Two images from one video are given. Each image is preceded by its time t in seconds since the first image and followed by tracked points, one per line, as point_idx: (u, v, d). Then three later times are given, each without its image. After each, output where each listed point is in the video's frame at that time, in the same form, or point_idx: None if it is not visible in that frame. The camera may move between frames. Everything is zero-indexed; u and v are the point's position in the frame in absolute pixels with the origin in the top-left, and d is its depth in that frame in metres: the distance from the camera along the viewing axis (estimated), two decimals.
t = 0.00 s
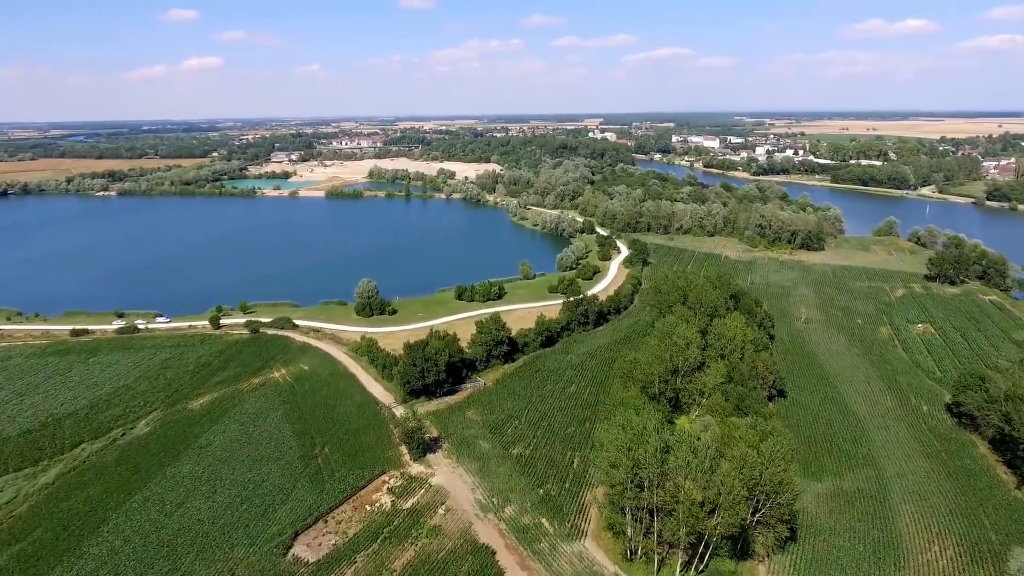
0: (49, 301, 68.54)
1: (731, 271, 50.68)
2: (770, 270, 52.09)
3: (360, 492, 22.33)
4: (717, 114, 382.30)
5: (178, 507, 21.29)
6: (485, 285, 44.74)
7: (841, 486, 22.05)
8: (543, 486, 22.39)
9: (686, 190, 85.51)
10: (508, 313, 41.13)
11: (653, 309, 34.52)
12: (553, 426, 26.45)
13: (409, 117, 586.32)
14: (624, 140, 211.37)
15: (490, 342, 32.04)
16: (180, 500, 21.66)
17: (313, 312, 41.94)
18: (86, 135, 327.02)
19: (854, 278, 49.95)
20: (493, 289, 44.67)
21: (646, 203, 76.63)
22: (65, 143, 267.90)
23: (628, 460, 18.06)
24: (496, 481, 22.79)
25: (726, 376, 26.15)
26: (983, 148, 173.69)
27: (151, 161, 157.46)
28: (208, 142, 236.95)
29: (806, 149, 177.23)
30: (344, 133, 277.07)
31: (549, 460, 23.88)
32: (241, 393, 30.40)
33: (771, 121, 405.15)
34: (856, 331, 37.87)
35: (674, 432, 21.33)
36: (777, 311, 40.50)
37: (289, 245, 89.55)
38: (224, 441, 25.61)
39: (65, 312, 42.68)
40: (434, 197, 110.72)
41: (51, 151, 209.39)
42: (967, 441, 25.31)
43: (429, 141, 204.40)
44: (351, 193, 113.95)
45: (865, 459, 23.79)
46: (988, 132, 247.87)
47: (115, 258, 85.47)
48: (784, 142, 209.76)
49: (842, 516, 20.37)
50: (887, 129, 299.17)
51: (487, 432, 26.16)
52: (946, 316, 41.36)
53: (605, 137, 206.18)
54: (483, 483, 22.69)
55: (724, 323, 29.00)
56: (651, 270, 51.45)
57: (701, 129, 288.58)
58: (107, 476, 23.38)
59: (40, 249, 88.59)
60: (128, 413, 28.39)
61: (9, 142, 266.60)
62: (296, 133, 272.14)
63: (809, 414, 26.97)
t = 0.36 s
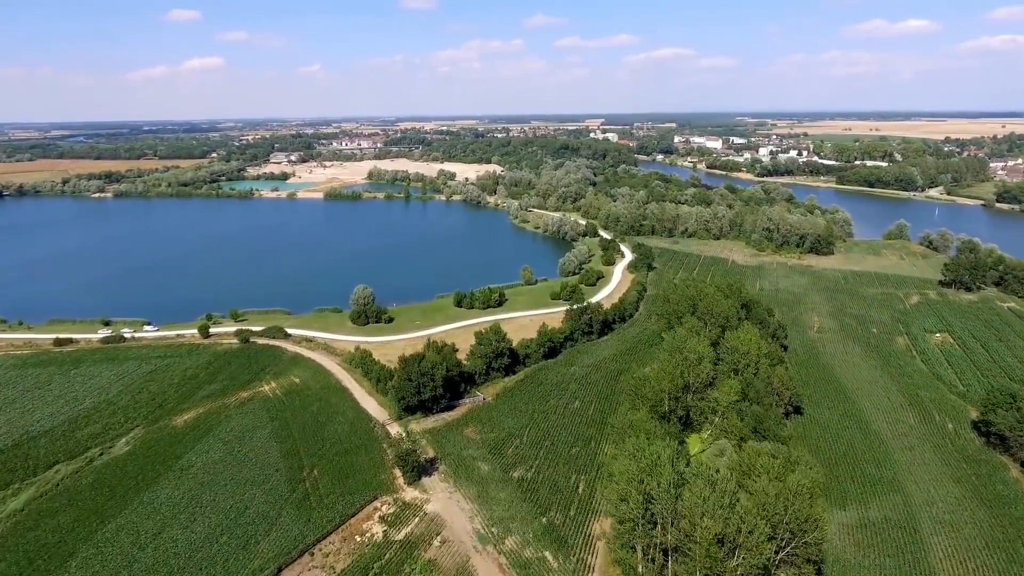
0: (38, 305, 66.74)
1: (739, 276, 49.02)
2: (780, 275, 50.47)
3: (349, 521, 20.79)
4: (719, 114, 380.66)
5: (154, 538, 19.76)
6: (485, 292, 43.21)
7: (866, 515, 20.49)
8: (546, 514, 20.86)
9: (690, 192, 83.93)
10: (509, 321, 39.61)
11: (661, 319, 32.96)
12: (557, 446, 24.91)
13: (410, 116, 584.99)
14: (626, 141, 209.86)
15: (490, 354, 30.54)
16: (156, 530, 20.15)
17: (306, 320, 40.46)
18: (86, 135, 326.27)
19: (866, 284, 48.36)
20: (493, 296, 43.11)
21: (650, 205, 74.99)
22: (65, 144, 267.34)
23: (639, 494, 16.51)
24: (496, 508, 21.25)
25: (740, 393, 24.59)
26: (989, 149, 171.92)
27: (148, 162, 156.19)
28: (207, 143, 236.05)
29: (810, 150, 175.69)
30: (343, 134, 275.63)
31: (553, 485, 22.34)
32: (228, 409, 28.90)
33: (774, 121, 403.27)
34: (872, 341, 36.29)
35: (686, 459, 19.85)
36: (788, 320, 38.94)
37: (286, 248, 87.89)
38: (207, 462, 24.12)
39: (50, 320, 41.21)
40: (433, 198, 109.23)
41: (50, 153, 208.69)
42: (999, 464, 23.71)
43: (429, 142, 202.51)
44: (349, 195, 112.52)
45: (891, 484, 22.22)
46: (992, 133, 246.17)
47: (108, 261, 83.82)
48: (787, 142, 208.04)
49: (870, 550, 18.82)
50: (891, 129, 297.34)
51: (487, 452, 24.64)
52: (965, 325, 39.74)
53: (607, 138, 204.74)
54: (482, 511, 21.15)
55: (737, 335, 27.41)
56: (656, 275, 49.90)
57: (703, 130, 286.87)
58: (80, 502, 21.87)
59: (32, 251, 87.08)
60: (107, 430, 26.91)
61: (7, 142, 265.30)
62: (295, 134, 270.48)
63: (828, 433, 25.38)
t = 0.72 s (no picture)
0: (28, 308, 65.28)
1: (748, 283, 47.44)
2: (789, 280, 48.88)
3: (338, 552, 19.37)
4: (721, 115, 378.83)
5: (126, 572, 18.33)
6: (485, 298, 41.76)
7: (895, 546, 19.03)
8: (550, 544, 19.42)
9: (694, 194, 82.34)
10: (509, 330, 38.14)
11: (669, 328, 31.41)
12: (561, 467, 23.44)
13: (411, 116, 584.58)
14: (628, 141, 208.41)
15: (490, 367, 29.10)
16: (129, 562, 18.73)
17: (300, 329, 39.08)
18: (86, 135, 325.41)
19: (879, 290, 46.82)
20: (493, 303, 41.63)
21: (653, 208, 73.41)
22: (60, 144, 265.66)
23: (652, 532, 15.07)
24: (495, 537, 19.82)
25: (756, 412, 23.11)
26: (996, 149, 169.94)
27: (146, 163, 154.91)
28: (207, 143, 234.85)
29: (814, 150, 173.87)
30: (343, 134, 274.14)
31: (557, 510, 20.92)
32: (214, 424, 27.47)
33: (777, 121, 401.26)
34: (888, 351, 34.78)
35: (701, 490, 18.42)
36: (800, 328, 37.43)
37: (283, 251, 86.20)
38: (188, 485, 22.70)
39: (36, 328, 39.88)
40: (433, 200, 107.80)
41: (50, 153, 207.68)
42: None
43: (430, 142, 200.83)
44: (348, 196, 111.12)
45: (919, 511, 20.73)
46: (997, 133, 244.17)
47: (103, 263, 82.29)
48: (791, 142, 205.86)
49: None
50: (895, 129, 295.42)
51: (486, 474, 23.20)
52: (984, 334, 38.17)
53: (609, 138, 203.08)
54: (481, 540, 19.71)
55: (751, 349, 25.89)
56: (662, 281, 48.41)
57: (705, 129, 284.84)
58: (51, 529, 20.47)
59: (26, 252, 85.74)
60: (86, 448, 25.53)
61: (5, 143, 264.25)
62: (295, 134, 269.13)
63: (849, 454, 23.88)
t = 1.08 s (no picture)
0: (18, 311, 63.80)
1: (756, 289, 45.89)
2: (799, 286, 47.29)
3: None
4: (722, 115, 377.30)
5: None
6: (485, 305, 40.27)
7: None
8: None
9: (699, 195, 80.86)
10: (510, 339, 36.69)
11: (678, 339, 29.88)
12: (565, 491, 21.93)
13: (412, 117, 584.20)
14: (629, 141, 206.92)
15: (490, 381, 27.64)
16: None
17: (293, 337, 37.65)
18: (86, 136, 324.22)
19: (892, 296, 45.29)
20: (493, 310, 40.12)
21: (657, 210, 71.88)
22: (59, 144, 264.88)
23: None
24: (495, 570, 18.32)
25: (773, 434, 21.63)
26: (1001, 149, 168.36)
27: (144, 164, 153.54)
28: (204, 144, 232.47)
29: (818, 151, 172.21)
30: (342, 134, 272.85)
31: (562, 541, 19.41)
32: (198, 442, 26.00)
33: (778, 121, 398.85)
34: (906, 363, 33.25)
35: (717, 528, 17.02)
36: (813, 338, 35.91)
37: (279, 253, 84.37)
38: (166, 511, 21.22)
39: (19, 336, 38.49)
40: (433, 201, 106.41)
41: (48, 153, 206.32)
42: None
43: (430, 142, 199.34)
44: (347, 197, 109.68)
45: (952, 543, 19.23)
46: (1001, 134, 242.31)
47: (96, 265, 80.60)
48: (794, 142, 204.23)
49: None
50: (898, 130, 293.82)
51: (485, 498, 21.68)
52: (1004, 343, 36.67)
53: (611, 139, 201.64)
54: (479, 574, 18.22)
55: (767, 364, 24.34)
56: (667, 286, 46.90)
57: (707, 129, 282.97)
58: (15, 561, 19.03)
59: (18, 254, 84.35)
60: (60, 469, 24.08)
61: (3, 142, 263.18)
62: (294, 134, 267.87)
63: (871, 477, 22.41)
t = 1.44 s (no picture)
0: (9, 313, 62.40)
1: (764, 296, 44.39)
2: (809, 292, 45.74)
3: None
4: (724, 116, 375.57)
5: None
6: (485, 313, 38.80)
7: None
8: None
9: (703, 198, 79.34)
10: (510, 350, 35.20)
11: (686, 352, 28.38)
12: (569, 518, 20.48)
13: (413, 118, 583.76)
14: (631, 142, 205.32)
15: (489, 396, 26.22)
16: None
17: (285, 347, 36.21)
18: (86, 137, 323.23)
19: (906, 303, 43.77)
20: (492, 318, 38.63)
21: (661, 213, 70.38)
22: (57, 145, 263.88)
23: None
24: None
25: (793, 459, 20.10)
26: (1007, 151, 166.69)
27: (141, 165, 152.20)
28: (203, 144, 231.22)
29: (822, 152, 170.45)
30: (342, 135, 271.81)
31: None
32: (179, 462, 24.55)
33: (780, 122, 396.98)
34: (925, 375, 31.73)
35: (738, 573, 15.52)
36: (826, 349, 34.40)
37: (275, 256, 82.56)
38: (140, 541, 19.78)
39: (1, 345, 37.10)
40: (433, 203, 104.99)
41: (45, 154, 205.20)
42: None
43: (430, 144, 197.89)
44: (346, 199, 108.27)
45: None
46: (1006, 135, 240.46)
47: (89, 267, 78.94)
48: (797, 143, 202.70)
49: None
50: (901, 130, 292.20)
51: (484, 527, 20.22)
52: None
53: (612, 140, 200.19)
54: None
55: (784, 382, 22.81)
56: (674, 293, 45.39)
57: (709, 129, 281.20)
58: None
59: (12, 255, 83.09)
60: (33, 492, 22.66)
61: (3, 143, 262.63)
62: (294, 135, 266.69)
63: (897, 503, 20.95)
